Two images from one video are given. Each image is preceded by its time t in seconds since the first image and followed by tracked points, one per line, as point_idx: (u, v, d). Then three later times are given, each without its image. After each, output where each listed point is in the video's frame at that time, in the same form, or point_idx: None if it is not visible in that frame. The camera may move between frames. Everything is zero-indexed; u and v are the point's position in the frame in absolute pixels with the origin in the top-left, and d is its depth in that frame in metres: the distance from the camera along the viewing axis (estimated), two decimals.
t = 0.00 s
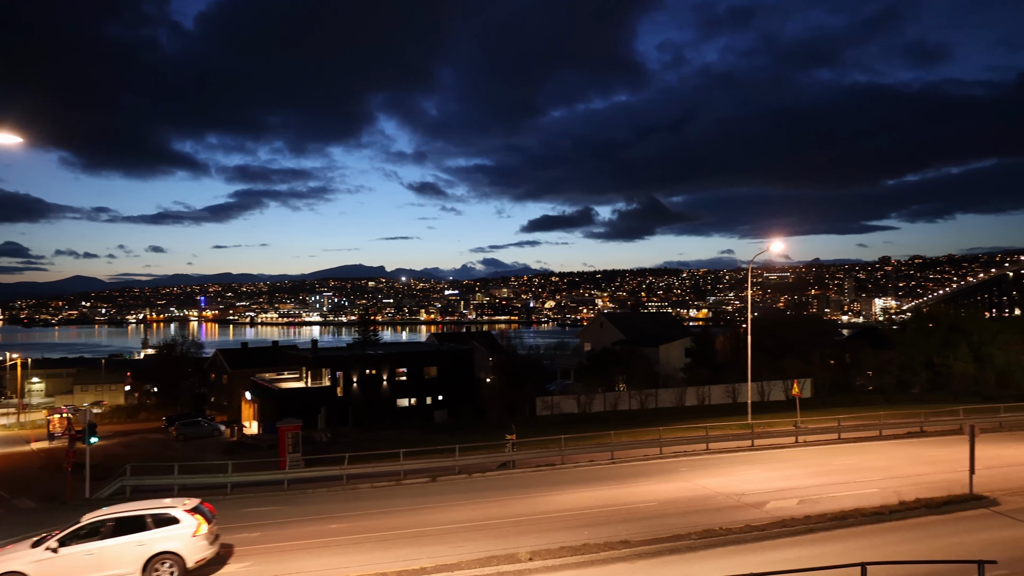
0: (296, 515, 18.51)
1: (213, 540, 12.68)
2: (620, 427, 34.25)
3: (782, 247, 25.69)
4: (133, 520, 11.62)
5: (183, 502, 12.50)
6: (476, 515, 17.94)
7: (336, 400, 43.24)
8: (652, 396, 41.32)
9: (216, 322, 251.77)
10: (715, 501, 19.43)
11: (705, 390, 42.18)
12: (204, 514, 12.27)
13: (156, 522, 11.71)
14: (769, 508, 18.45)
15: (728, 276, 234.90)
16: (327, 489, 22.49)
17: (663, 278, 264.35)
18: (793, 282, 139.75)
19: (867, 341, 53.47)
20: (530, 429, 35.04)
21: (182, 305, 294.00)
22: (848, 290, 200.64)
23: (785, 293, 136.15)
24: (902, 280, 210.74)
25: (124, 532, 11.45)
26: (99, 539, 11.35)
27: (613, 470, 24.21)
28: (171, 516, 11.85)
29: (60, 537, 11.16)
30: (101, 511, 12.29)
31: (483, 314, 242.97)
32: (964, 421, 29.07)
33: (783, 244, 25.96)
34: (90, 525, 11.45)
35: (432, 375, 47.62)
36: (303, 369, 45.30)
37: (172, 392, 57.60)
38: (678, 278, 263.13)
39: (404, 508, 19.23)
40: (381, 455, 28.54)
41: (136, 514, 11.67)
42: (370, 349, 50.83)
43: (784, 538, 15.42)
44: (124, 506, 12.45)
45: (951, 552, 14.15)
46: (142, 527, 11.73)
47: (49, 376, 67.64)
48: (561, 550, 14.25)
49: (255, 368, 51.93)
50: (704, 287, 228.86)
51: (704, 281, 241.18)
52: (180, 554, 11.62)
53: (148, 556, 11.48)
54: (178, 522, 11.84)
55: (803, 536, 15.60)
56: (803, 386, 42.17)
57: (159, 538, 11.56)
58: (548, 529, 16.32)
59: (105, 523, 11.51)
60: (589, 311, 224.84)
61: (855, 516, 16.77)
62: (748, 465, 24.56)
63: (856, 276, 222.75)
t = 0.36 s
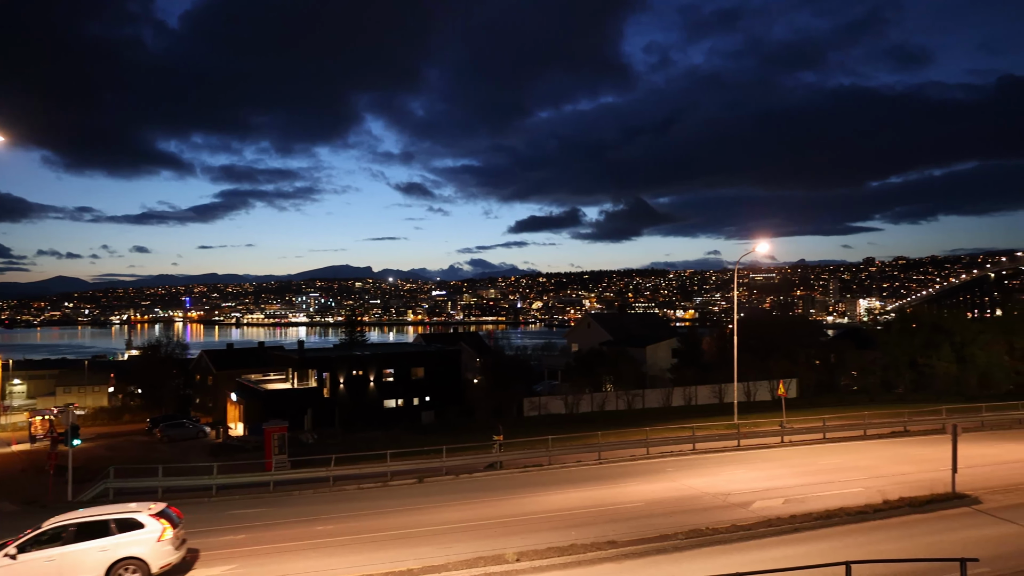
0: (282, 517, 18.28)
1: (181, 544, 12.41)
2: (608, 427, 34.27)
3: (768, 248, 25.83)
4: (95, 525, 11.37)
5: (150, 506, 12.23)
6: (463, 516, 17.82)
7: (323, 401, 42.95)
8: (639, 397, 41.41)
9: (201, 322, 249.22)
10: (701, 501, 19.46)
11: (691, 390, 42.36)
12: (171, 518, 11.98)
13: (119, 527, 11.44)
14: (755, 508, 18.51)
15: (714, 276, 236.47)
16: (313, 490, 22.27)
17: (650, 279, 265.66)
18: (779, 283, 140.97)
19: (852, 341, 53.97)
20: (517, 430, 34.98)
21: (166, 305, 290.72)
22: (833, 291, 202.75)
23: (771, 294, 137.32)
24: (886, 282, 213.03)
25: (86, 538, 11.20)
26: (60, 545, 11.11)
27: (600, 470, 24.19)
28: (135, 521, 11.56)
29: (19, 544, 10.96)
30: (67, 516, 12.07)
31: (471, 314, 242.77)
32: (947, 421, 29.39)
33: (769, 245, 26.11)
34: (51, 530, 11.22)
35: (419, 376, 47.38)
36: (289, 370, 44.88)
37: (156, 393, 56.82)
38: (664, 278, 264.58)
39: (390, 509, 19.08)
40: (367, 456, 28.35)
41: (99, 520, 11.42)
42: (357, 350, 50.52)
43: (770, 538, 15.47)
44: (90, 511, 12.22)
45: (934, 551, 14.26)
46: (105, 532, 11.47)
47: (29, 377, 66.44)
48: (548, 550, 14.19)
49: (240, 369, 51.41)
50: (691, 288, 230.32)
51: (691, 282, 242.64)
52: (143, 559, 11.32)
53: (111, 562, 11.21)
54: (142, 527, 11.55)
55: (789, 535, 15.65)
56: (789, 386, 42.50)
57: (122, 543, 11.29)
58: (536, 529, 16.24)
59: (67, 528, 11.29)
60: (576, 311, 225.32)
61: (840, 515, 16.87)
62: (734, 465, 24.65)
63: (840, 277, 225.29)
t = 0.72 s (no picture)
0: (267, 519, 18.06)
1: (149, 548, 12.18)
2: (595, 428, 34.30)
3: (754, 248, 25.96)
4: (59, 531, 11.13)
5: (117, 510, 12.00)
6: (450, 517, 17.72)
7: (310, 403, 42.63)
8: (626, 397, 41.48)
9: (185, 324, 246.75)
10: (687, 502, 19.50)
11: (678, 391, 42.52)
12: (139, 523, 11.72)
13: (85, 532, 11.19)
14: (741, 508, 18.58)
15: (700, 278, 237.94)
16: (299, 492, 22.02)
17: (637, 280, 266.77)
18: (764, 284, 142.10)
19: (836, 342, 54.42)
20: (505, 431, 34.91)
21: (149, 305, 287.48)
22: (818, 292, 204.77)
23: (757, 295, 138.50)
24: (870, 283, 215.43)
25: (48, 544, 10.98)
26: (23, 551, 10.89)
27: (588, 470, 24.19)
28: (100, 525, 11.31)
29: None
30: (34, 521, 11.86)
31: (458, 315, 242.43)
32: (930, 421, 29.69)
33: (755, 245, 26.23)
34: (15, 536, 11.01)
35: (406, 377, 47.10)
36: (276, 371, 44.45)
37: (140, 394, 56.03)
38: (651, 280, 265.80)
39: (375, 510, 18.93)
40: (354, 457, 28.15)
41: (65, 524, 11.20)
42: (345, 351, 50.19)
43: (757, 537, 15.52)
44: (58, 516, 11.99)
45: (917, 549, 14.37)
46: (71, 537, 11.24)
47: (10, 379, 65.25)
48: (536, 551, 14.12)
49: (226, 370, 50.87)
50: (678, 288, 231.72)
51: (678, 283, 243.93)
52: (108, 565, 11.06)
53: (76, 568, 10.96)
54: (107, 531, 11.29)
55: (775, 535, 15.69)
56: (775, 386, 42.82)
57: (86, 549, 11.04)
58: (524, 530, 16.18)
59: (30, 533, 11.07)
60: (563, 313, 225.55)
61: (825, 514, 16.96)
62: (721, 465, 24.75)
63: (825, 278, 227.64)
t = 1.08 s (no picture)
0: (253, 522, 17.84)
1: (122, 552, 11.90)
2: (582, 429, 34.30)
3: (741, 250, 26.08)
4: (25, 536, 10.92)
5: (87, 514, 11.77)
6: (437, 518, 17.61)
7: (296, 404, 42.24)
8: (613, 398, 41.50)
9: (170, 324, 244.13)
10: (674, 502, 19.53)
11: (666, 391, 42.65)
12: (108, 527, 11.49)
13: (52, 536, 10.98)
14: (728, 508, 18.64)
15: (687, 278, 239.16)
16: (285, 494, 21.77)
17: (625, 281, 267.65)
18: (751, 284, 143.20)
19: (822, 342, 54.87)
20: (492, 432, 34.83)
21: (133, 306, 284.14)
22: (803, 293, 206.52)
23: (744, 295, 139.54)
24: (855, 284, 217.63)
25: (15, 550, 10.78)
26: None
27: (576, 471, 24.18)
28: (67, 530, 11.08)
29: None
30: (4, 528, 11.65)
31: (446, 316, 241.93)
32: (914, 421, 29.97)
33: (742, 246, 26.36)
34: None
35: (394, 378, 46.83)
36: (262, 372, 44.05)
37: (125, 396, 55.31)
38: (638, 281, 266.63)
39: (362, 512, 18.79)
40: (341, 459, 27.92)
41: (32, 529, 11.00)
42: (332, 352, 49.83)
43: (744, 537, 15.56)
44: (28, 522, 11.78)
45: (901, 548, 14.48)
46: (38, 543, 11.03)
47: None
48: (523, 552, 14.06)
49: (212, 371, 50.35)
50: (665, 289, 232.90)
51: (665, 284, 245.11)
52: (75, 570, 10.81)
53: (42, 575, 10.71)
54: (75, 535, 11.06)
55: (761, 535, 15.75)
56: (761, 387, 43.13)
57: (53, 554, 10.81)
58: (512, 531, 16.10)
59: None
60: (551, 313, 225.89)
61: (811, 514, 17.05)
62: (708, 465, 24.82)
63: (810, 279, 229.64)
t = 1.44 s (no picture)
0: (239, 524, 17.64)
1: (95, 557, 11.69)
2: (570, 429, 34.29)
3: (727, 251, 26.20)
4: None
5: (59, 519, 11.56)
6: (426, 519, 17.53)
7: (283, 405, 41.90)
8: (601, 399, 41.54)
9: (154, 325, 241.53)
10: (662, 502, 19.57)
11: (653, 391, 42.80)
12: (80, 531, 11.29)
13: (22, 542, 10.78)
14: (715, 508, 18.70)
15: (674, 279, 240.43)
16: (272, 496, 21.57)
17: (613, 283, 268.40)
18: (738, 285, 144.21)
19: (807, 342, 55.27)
20: (480, 432, 34.77)
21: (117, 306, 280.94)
22: (789, 293, 208.24)
23: (730, 297, 140.46)
24: (840, 285, 219.78)
25: None
26: None
27: (564, 472, 24.16)
28: (37, 534, 10.86)
29: None
30: None
31: (434, 317, 241.44)
32: (898, 420, 30.25)
33: (728, 248, 26.51)
34: None
35: (381, 379, 46.58)
36: (248, 373, 43.68)
37: (109, 397, 54.62)
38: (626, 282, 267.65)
39: (348, 513, 18.62)
40: (328, 460, 27.72)
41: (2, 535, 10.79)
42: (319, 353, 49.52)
43: (730, 536, 15.61)
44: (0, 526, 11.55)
45: (886, 547, 14.58)
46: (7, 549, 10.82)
47: None
48: (511, 553, 14.00)
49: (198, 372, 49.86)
50: (653, 290, 233.96)
51: (653, 285, 246.25)
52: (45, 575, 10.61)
53: None
54: (45, 540, 10.85)
55: (748, 534, 15.81)
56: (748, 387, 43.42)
57: (23, 559, 10.61)
58: (500, 532, 16.03)
59: None
60: (539, 314, 226.17)
61: (797, 513, 17.13)
62: (695, 465, 24.90)
63: (796, 280, 231.64)
